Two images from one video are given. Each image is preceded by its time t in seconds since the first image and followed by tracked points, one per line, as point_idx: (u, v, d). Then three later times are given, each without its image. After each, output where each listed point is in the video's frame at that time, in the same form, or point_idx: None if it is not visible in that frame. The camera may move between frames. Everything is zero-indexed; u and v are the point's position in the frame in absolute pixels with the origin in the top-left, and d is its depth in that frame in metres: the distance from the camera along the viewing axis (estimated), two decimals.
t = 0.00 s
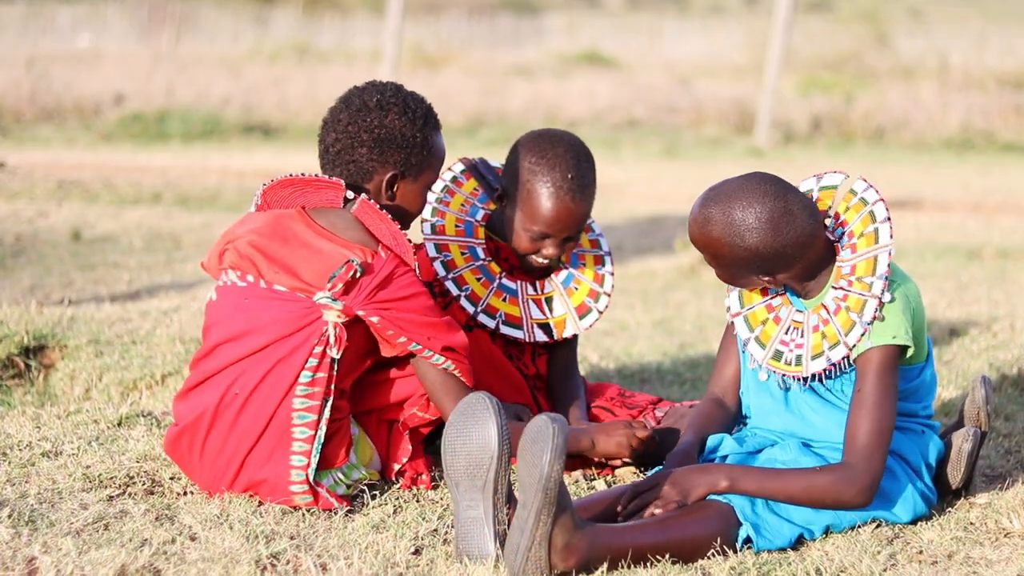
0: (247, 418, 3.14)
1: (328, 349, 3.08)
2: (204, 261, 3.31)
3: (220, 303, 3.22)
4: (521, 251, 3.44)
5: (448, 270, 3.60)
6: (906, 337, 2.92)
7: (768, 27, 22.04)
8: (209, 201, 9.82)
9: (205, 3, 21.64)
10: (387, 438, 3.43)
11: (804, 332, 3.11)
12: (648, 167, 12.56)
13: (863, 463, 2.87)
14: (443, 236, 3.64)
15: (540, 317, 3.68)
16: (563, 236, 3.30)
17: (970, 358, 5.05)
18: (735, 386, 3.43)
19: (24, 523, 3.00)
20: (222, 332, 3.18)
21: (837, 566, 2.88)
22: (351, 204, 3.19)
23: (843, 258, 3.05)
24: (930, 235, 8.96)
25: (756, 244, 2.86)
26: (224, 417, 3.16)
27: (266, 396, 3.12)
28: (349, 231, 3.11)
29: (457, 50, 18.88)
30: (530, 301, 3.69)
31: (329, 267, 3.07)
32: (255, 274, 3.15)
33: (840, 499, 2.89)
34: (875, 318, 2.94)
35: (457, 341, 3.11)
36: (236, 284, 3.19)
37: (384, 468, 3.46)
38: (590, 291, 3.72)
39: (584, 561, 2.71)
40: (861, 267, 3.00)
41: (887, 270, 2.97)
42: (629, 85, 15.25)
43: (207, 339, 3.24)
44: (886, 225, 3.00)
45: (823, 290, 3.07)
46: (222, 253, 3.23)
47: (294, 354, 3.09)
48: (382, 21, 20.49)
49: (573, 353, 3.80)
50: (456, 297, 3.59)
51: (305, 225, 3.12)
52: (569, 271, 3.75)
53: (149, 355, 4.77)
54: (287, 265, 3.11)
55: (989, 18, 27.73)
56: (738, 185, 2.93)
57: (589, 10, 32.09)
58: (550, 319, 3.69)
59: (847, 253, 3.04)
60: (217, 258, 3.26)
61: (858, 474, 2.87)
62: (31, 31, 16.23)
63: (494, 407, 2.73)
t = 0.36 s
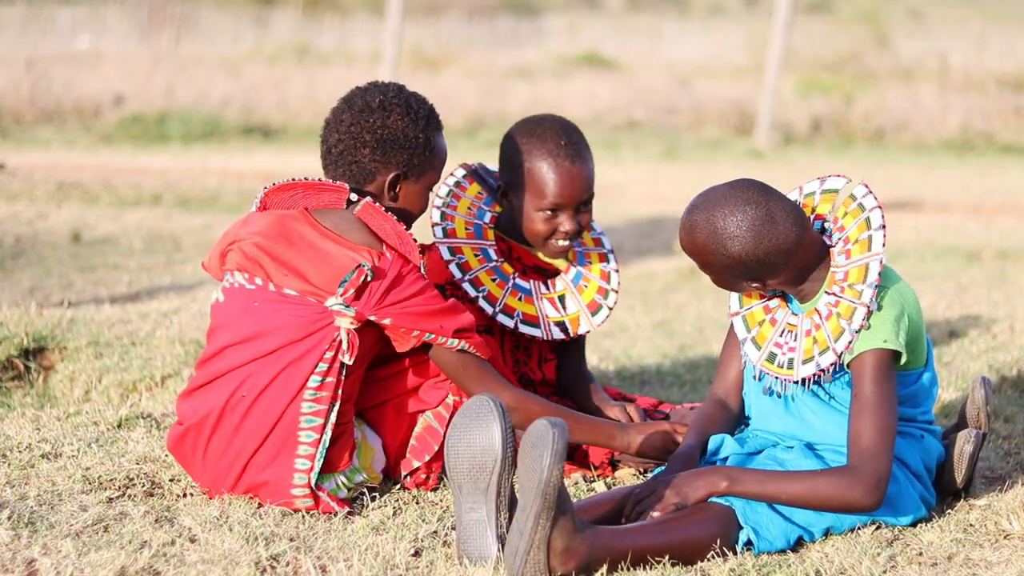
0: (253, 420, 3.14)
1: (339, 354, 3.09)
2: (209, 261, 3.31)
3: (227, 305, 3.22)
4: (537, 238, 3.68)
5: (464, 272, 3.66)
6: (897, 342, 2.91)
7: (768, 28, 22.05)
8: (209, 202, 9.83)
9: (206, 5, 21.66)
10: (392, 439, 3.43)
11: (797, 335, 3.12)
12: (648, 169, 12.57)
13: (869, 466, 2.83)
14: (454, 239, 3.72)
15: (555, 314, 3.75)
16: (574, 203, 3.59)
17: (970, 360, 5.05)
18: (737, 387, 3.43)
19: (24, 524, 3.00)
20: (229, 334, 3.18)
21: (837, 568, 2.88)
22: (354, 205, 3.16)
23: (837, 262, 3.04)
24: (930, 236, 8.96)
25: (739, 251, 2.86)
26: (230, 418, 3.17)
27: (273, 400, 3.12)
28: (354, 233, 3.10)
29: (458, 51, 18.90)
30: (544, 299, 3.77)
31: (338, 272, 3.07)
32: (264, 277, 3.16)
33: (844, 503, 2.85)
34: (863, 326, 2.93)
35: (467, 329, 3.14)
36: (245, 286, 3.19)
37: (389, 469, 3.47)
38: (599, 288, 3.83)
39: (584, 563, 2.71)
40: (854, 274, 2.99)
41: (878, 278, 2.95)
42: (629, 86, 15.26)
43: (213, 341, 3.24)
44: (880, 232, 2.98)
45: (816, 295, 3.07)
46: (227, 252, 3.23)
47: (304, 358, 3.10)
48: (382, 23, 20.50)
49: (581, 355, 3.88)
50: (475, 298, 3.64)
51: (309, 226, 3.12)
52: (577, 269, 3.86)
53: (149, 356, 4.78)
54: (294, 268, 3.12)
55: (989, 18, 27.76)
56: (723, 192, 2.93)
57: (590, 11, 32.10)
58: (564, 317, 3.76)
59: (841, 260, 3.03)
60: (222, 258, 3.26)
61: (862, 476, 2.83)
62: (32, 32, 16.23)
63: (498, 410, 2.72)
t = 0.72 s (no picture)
0: (250, 420, 3.14)
1: (333, 352, 3.10)
2: (208, 264, 3.32)
3: (224, 306, 3.22)
4: (542, 226, 3.73)
5: (480, 274, 3.67)
6: (896, 346, 2.91)
7: (768, 31, 22.05)
8: (208, 205, 9.83)
9: (206, 7, 21.67)
10: (391, 443, 3.42)
11: (795, 340, 3.12)
12: (648, 171, 12.57)
13: (869, 468, 2.83)
14: (466, 243, 3.73)
15: (572, 309, 3.76)
16: (573, 183, 3.67)
17: (970, 362, 5.05)
18: (734, 389, 3.46)
19: (23, 527, 3.00)
20: (226, 334, 3.18)
21: (837, 570, 2.88)
22: (353, 208, 3.18)
23: (833, 267, 3.04)
24: (930, 238, 8.96)
25: (737, 258, 2.86)
26: (227, 419, 3.16)
27: (270, 400, 3.12)
28: (352, 235, 3.12)
29: (457, 53, 18.90)
30: (560, 295, 3.78)
31: (333, 270, 3.10)
32: (260, 277, 3.17)
33: (845, 506, 2.85)
34: (860, 330, 2.93)
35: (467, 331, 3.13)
36: (240, 286, 3.20)
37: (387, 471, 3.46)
38: (609, 283, 3.86)
39: (584, 565, 2.71)
40: (851, 279, 2.99)
41: (876, 282, 2.95)
42: (628, 88, 15.26)
43: (210, 341, 3.24)
44: (876, 236, 2.98)
45: (814, 299, 3.07)
46: (226, 255, 3.24)
47: (299, 357, 3.10)
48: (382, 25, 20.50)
49: (584, 353, 3.90)
50: (494, 297, 3.64)
51: (308, 228, 3.14)
52: (586, 266, 3.88)
53: (149, 358, 4.78)
54: (290, 269, 3.13)
55: (989, 20, 27.74)
56: (719, 200, 2.93)
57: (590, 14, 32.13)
58: (582, 311, 3.77)
59: (838, 264, 3.03)
60: (221, 260, 3.27)
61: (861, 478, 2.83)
62: (31, 34, 16.23)
63: (498, 412, 2.72)
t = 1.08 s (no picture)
0: (252, 422, 3.14)
1: (339, 356, 3.10)
2: (210, 265, 3.31)
3: (229, 307, 3.22)
4: (542, 223, 3.74)
5: (488, 274, 3.68)
6: (888, 349, 2.91)
7: (768, 33, 22.09)
8: (208, 207, 9.84)
9: (206, 9, 21.71)
10: (392, 445, 3.42)
11: (790, 344, 3.12)
12: (648, 173, 12.58)
13: (867, 470, 2.83)
14: (472, 244, 3.74)
15: (577, 311, 3.78)
16: (571, 179, 3.68)
17: (969, 364, 5.06)
18: (731, 393, 3.48)
19: (23, 528, 3.00)
20: (230, 335, 3.18)
21: (837, 571, 2.88)
22: (358, 212, 3.18)
23: (829, 272, 3.04)
24: (929, 240, 8.97)
25: (732, 262, 2.86)
26: (230, 421, 3.16)
27: (273, 401, 3.12)
28: (358, 239, 3.11)
29: (457, 55, 18.92)
30: (564, 296, 3.79)
31: (341, 275, 3.08)
32: (266, 279, 3.16)
33: (844, 508, 2.85)
34: (854, 335, 2.93)
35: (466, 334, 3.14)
36: (246, 288, 3.19)
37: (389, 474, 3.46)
38: (610, 286, 3.87)
39: (584, 567, 2.71)
40: (845, 284, 3.00)
41: (869, 287, 2.95)
42: (628, 90, 15.28)
43: (214, 343, 3.24)
44: (871, 241, 2.98)
45: (809, 304, 3.07)
46: (230, 255, 3.23)
47: (304, 360, 3.10)
48: (382, 28, 20.53)
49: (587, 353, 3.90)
50: (502, 298, 3.65)
51: (313, 231, 3.13)
52: (588, 268, 3.89)
53: (148, 361, 4.78)
54: (296, 271, 3.12)
55: (989, 22, 27.77)
56: (713, 205, 2.93)
57: (591, 15, 32.16)
58: (586, 313, 3.79)
59: (833, 269, 3.03)
60: (225, 261, 3.26)
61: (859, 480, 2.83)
62: (31, 36, 16.26)
63: (498, 414, 2.73)
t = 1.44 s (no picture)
0: (255, 419, 3.14)
1: (343, 355, 3.10)
2: (215, 263, 3.30)
3: (234, 303, 3.22)
4: (542, 220, 3.76)
5: (493, 271, 3.65)
6: (901, 345, 2.93)
7: (768, 32, 22.10)
8: (208, 206, 9.84)
9: (207, 9, 21.72)
10: (393, 443, 3.42)
11: (798, 346, 3.09)
12: (647, 173, 12.58)
13: (861, 470, 2.84)
14: (477, 241, 3.71)
15: (581, 307, 3.78)
16: (568, 174, 3.72)
17: (969, 363, 5.05)
18: (719, 397, 3.48)
19: (23, 528, 3.00)
20: (235, 333, 3.18)
21: (837, 571, 2.88)
22: (365, 215, 3.17)
23: (831, 269, 3.05)
24: (929, 240, 8.98)
25: (746, 282, 2.85)
26: (233, 417, 3.16)
27: (276, 398, 3.12)
28: (364, 240, 3.10)
29: (457, 55, 18.91)
30: (568, 293, 3.79)
31: (348, 275, 3.06)
32: (273, 277, 3.15)
33: (840, 506, 2.85)
34: (866, 330, 2.94)
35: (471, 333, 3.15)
36: (252, 285, 3.18)
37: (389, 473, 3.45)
38: (611, 283, 3.88)
39: (584, 567, 2.71)
40: (850, 280, 3.01)
41: (876, 281, 2.96)
42: (628, 90, 15.27)
43: (218, 339, 3.24)
44: (872, 236, 3.01)
45: (815, 305, 3.06)
46: (236, 253, 3.22)
47: (308, 358, 3.10)
48: (382, 27, 20.53)
49: (590, 352, 3.89)
50: (509, 294, 3.64)
51: (320, 231, 3.12)
52: (588, 266, 3.90)
53: (148, 360, 4.78)
54: (302, 269, 3.10)
55: (989, 22, 27.75)
56: (700, 241, 2.94)
57: (590, 14, 32.18)
58: (589, 309, 3.79)
59: (836, 266, 3.04)
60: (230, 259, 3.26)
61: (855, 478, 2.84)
62: (31, 36, 16.27)
63: (495, 414, 2.74)
